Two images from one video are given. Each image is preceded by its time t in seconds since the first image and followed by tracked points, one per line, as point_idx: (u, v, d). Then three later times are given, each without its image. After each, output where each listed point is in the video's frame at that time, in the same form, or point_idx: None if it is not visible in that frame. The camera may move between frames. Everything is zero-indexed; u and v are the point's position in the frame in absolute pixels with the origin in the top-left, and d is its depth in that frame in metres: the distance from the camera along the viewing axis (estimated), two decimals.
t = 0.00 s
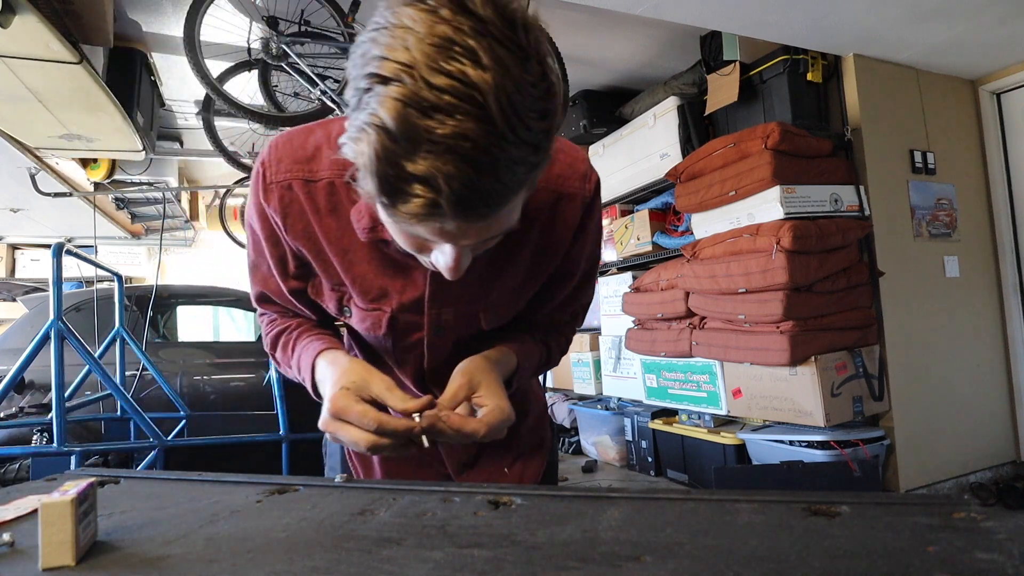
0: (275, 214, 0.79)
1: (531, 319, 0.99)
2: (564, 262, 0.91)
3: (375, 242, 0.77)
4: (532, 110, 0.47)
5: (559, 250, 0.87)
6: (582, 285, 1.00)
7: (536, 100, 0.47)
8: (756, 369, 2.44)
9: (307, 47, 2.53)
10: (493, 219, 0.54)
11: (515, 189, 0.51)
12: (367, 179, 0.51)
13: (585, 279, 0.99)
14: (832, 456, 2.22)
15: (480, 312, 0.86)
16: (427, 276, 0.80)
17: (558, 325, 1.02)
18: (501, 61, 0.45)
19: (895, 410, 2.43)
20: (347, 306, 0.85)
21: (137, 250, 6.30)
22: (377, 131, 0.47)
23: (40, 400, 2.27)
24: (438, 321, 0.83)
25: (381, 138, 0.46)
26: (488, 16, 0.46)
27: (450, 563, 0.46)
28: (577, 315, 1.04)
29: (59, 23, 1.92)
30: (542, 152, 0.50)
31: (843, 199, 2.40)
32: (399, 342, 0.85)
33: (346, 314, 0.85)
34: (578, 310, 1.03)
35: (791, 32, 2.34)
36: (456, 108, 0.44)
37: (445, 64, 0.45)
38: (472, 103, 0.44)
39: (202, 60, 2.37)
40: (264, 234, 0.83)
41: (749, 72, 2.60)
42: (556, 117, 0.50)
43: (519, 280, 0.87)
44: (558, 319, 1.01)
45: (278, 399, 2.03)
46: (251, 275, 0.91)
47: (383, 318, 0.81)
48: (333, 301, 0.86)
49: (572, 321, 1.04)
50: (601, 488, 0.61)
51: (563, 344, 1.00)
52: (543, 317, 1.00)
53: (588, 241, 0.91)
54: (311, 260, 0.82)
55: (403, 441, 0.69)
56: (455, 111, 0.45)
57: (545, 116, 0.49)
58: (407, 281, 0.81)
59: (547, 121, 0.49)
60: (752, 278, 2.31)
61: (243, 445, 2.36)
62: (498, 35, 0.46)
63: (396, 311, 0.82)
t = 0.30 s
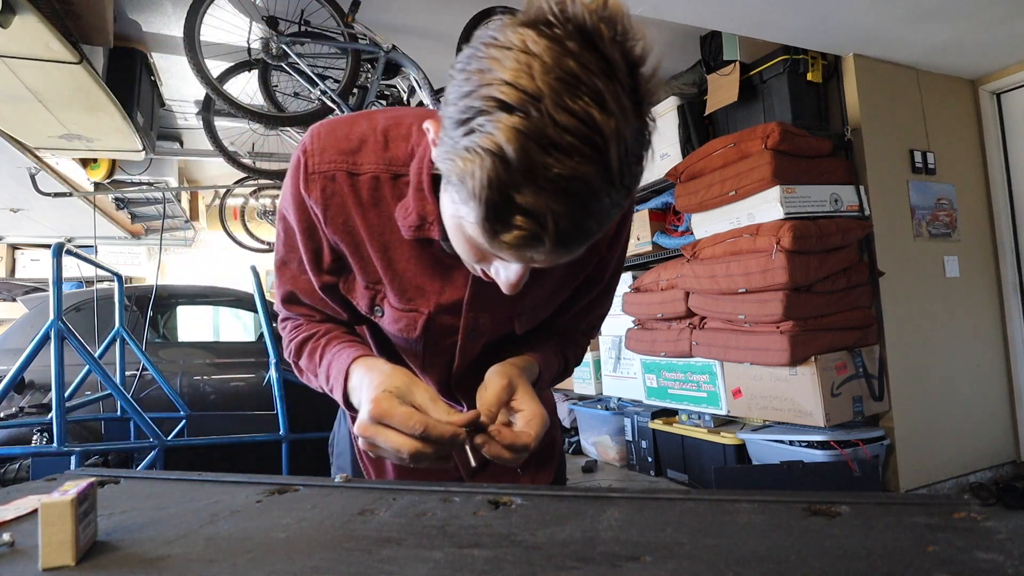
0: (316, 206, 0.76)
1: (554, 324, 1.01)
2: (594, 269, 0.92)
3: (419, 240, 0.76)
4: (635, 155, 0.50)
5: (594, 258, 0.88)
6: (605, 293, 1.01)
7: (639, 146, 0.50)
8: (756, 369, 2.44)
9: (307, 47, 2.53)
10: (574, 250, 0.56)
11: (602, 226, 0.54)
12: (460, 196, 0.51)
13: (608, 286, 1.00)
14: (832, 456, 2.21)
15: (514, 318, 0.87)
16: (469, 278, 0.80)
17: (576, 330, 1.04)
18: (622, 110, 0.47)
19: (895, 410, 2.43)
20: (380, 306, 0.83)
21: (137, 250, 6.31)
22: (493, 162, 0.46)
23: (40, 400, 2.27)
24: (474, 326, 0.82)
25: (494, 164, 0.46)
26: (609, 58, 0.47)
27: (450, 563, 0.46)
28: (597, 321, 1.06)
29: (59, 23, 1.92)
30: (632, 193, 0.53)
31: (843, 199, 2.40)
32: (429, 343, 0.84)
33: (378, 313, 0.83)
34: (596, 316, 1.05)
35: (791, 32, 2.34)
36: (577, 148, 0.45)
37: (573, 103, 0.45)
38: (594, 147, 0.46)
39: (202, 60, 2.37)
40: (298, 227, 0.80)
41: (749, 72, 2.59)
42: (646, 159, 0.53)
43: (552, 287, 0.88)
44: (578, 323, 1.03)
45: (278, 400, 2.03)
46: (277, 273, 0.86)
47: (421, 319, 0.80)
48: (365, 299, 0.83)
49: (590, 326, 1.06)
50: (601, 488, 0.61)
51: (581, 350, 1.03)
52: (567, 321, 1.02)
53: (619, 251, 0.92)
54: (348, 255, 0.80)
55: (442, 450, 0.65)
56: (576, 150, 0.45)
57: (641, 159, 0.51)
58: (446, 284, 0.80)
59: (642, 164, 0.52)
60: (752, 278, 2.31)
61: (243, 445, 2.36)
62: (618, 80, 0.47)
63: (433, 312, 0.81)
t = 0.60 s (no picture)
0: (341, 205, 0.75)
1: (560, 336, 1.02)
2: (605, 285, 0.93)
3: (445, 245, 0.76)
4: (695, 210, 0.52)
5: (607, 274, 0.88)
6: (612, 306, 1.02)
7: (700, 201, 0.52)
8: (756, 369, 2.44)
9: (307, 47, 2.54)
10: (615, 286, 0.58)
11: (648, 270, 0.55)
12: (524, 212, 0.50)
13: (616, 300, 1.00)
14: (831, 456, 2.21)
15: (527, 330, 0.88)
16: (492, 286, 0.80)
17: (584, 341, 1.04)
18: (698, 166, 0.48)
19: (895, 410, 2.43)
20: (397, 309, 0.81)
21: (137, 250, 6.31)
22: (575, 193, 0.46)
23: (40, 400, 2.27)
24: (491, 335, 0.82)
25: (575, 195, 0.46)
26: (695, 114, 0.49)
27: (449, 563, 0.46)
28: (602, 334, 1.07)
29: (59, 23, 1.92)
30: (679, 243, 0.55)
31: (843, 199, 2.39)
32: (445, 350, 0.83)
33: (394, 317, 0.81)
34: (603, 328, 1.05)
35: (791, 31, 2.34)
36: (656, 197, 0.46)
37: (663, 154, 0.46)
38: (672, 198, 0.47)
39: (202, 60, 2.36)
40: (318, 225, 0.78)
41: (749, 72, 2.66)
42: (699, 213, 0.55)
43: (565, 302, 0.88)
44: (586, 335, 1.04)
45: (278, 400, 2.03)
46: (288, 272, 0.85)
47: (442, 324, 0.79)
48: (383, 302, 0.81)
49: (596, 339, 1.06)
50: (601, 488, 0.62)
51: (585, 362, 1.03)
52: (574, 332, 1.02)
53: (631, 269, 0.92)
54: (370, 256, 0.79)
55: (448, 464, 0.67)
56: (655, 199, 0.47)
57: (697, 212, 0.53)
58: (469, 291, 0.80)
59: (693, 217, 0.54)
60: (752, 278, 2.31)
61: (243, 445, 2.36)
62: (699, 138, 0.49)
63: (453, 319, 0.80)
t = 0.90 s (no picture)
0: (361, 195, 0.75)
1: (565, 347, 1.01)
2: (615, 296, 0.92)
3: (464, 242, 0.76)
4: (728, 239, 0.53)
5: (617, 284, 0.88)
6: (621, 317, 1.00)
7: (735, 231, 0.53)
8: (756, 369, 2.44)
9: (307, 47, 2.54)
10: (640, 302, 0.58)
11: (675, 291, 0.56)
12: (570, 222, 0.50)
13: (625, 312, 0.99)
14: (831, 456, 2.21)
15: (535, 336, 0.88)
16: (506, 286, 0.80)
17: (590, 353, 1.04)
18: (743, 199, 0.50)
19: (895, 410, 2.43)
20: (409, 305, 0.80)
21: (137, 250, 6.31)
22: (633, 215, 0.46)
23: (40, 400, 2.27)
24: (502, 336, 0.82)
25: (632, 217, 0.46)
26: (745, 146, 0.50)
27: (449, 563, 0.46)
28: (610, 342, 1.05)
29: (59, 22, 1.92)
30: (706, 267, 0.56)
31: (843, 199, 2.39)
32: (455, 348, 0.82)
33: (405, 312, 0.80)
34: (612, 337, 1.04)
35: (791, 31, 2.34)
36: (707, 225, 0.47)
37: (719, 187, 0.47)
38: (720, 229, 0.49)
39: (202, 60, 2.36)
40: (335, 215, 0.77)
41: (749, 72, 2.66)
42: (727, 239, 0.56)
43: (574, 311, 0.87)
44: (591, 347, 1.03)
45: (278, 400, 2.03)
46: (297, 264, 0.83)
47: (456, 321, 0.79)
48: (395, 297, 0.80)
49: (604, 348, 1.05)
50: (601, 488, 0.61)
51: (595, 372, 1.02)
52: (581, 340, 1.01)
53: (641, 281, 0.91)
54: (386, 249, 0.78)
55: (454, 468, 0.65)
56: (705, 227, 0.47)
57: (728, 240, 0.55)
58: (484, 289, 0.80)
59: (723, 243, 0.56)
60: (753, 278, 2.31)
61: (243, 445, 2.37)
62: (747, 170, 0.50)
63: (467, 317, 0.79)
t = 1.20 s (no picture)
0: (376, 181, 0.75)
1: (566, 349, 1.01)
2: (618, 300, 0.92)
3: (477, 235, 0.77)
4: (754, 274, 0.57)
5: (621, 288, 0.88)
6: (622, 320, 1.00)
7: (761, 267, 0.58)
8: (756, 369, 2.44)
9: (307, 47, 2.54)
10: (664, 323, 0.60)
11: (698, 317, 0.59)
12: (627, 245, 0.50)
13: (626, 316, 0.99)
14: (832, 456, 2.21)
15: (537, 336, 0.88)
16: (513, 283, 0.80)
17: (590, 356, 1.04)
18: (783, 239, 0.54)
19: (895, 410, 2.43)
20: (414, 296, 0.80)
21: (137, 250, 6.32)
22: (701, 251, 0.48)
23: (39, 400, 2.27)
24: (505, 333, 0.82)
25: (698, 252, 0.47)
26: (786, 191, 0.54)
27: (449, 563, 0.46)
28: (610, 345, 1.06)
29: (58, 22, 1.91)
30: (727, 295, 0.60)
31: (843, 199, 2.40)
32: (458, 341, 0.82)
33: (410, 304, 0.80)
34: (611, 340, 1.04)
35: (791, 31, 2.34)
36: (758, 265, 0.50)
37: (769, 233, 0.51)
38: (765, 268, 0.52)
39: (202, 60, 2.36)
40: (347, 199, 0.77)
41: (749, 72, 2.66)
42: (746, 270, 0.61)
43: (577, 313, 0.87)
44: (591, 350, 1.03)
45: (278, 400, 2.03)
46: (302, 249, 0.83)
47: (462, 315, 0.79)
48: (401, 287, 0.80)
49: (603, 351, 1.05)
50: (601, 489, 0.61)
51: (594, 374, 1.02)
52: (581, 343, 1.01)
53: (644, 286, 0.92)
54: (396, 238, 0.78)
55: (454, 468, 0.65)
56: (755, 265, 0.51)
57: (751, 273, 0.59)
58: (490, 284, 0.79)
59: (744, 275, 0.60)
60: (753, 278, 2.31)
61: (243, 445, 2.37)
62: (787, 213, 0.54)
63: (473, 311, 0.79)
